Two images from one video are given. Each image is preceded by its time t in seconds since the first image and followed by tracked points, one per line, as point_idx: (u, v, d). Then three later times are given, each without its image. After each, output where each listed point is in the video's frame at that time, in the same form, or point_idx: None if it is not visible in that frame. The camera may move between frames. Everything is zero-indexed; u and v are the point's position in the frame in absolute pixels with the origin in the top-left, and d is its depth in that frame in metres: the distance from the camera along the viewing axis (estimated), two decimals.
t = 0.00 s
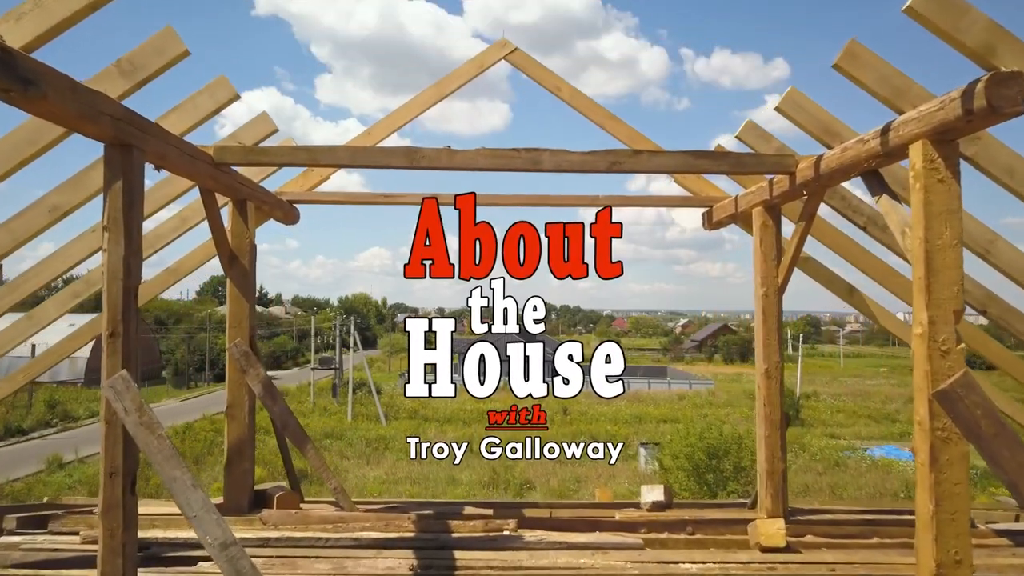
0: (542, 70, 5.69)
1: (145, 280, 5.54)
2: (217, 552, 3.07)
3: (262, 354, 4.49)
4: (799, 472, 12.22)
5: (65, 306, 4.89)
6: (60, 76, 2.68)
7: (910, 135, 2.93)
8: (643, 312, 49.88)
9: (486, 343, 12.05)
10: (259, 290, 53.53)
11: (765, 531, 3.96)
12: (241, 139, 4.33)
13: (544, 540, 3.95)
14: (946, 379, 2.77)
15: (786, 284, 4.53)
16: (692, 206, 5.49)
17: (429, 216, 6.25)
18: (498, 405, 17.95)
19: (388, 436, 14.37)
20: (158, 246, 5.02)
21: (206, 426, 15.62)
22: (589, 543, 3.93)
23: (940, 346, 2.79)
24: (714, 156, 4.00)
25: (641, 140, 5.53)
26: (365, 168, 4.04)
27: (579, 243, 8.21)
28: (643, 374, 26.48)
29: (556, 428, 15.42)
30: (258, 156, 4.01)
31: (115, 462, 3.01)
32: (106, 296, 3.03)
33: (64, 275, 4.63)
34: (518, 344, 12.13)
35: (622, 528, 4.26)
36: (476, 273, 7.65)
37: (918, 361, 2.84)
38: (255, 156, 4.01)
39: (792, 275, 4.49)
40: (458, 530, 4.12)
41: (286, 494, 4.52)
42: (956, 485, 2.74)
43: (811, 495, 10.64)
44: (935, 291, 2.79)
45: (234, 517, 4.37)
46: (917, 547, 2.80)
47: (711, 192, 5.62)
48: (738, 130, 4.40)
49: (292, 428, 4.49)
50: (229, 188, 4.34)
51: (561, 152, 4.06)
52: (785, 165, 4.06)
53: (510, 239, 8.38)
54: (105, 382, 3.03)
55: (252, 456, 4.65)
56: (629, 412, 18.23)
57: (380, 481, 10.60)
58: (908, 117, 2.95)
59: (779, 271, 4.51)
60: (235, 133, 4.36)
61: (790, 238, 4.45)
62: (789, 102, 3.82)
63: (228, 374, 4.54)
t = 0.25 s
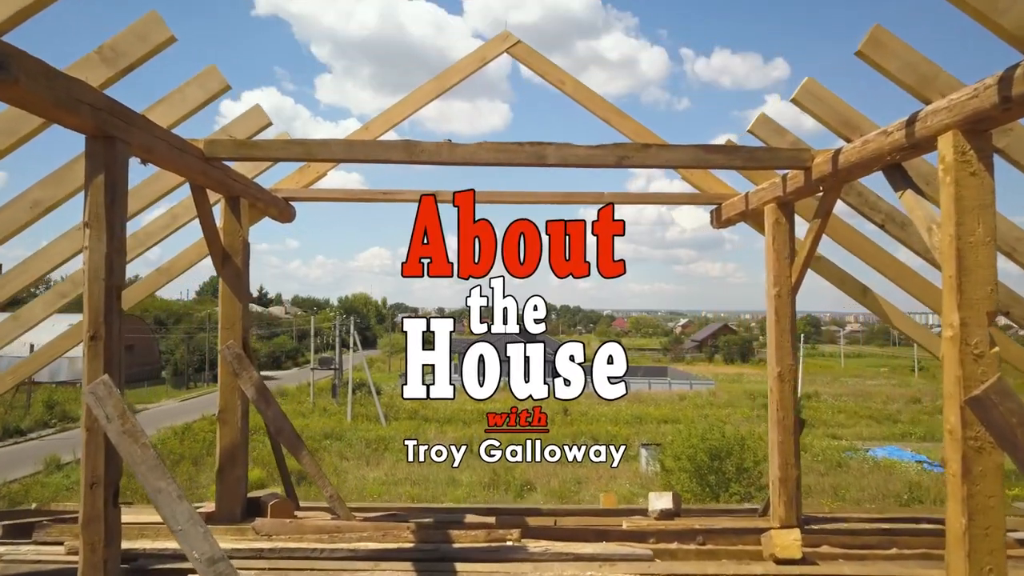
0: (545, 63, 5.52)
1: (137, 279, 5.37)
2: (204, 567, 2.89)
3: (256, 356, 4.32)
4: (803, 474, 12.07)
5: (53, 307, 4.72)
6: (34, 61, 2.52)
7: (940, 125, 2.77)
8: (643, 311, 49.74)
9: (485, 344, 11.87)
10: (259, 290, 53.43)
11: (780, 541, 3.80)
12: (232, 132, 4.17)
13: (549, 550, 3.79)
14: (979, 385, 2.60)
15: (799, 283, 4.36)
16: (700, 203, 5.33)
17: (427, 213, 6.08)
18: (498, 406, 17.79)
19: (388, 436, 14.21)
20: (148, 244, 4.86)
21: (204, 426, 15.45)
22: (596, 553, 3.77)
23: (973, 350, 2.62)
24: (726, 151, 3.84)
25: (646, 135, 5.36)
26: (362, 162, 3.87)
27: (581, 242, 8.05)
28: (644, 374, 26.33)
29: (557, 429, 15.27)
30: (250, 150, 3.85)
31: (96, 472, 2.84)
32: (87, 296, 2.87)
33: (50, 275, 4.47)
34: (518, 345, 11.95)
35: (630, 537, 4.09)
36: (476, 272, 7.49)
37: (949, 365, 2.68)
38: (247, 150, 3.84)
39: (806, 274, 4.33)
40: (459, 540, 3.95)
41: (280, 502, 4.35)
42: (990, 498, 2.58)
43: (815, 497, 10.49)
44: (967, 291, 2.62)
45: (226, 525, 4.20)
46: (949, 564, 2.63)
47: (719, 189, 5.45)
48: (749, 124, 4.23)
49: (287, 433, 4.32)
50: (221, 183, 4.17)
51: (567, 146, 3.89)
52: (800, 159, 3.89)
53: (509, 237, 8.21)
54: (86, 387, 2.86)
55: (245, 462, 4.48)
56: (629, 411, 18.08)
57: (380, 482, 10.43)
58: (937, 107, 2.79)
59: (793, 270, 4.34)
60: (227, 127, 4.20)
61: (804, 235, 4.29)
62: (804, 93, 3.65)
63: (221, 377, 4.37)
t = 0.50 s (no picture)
0: (547, 57, 5.38)
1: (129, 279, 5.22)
2: None
3: (249, 359, 4.16)
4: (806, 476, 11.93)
5: (39, 308, 4.57)
6: (8, 48, 2.37)
7: (968, 116, 2.62)
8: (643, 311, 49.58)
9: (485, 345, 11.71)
10: (259, 290, 53.25)
11: (794, 552, 3.65)
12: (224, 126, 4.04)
13: (553, 561, 3.64)
14: (1012, 392, 2.45)
15: (812, 283, 4.21)
16: (708, 201, 5.18)
17: (426, 210, 5.93)
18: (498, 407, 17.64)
19: (388, 437, 14.05)
20: (139, 243, 4.72)
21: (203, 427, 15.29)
22: (603, 564, 3.63)
23: (1006, 354, 2.47)
24: (737, 145, 3.69)
25: (651, 130, 5.20)
26: (359, 157, 3.73)
27: (582, 240, 7.89)
28: (645, 374, 26.17)
29: (558, 429, 15.12)
30: (243, 144, 3.70)
31: (77, 483, 2.69)
32: (69, 297, 2.72)
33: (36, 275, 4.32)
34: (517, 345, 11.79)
35: (636, 547, 3.94)
36: (475, 271, 7.33)
37: (979, 370, 2.53)
38: (239, 144, 3.69)
39: (819, 274, 4.18)
40: (460, 550, 3.79)
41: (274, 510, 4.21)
42: None
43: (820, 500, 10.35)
44: (999, 292, 2.48)
45: (219, 534, 4.06)
46: None
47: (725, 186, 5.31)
48: (760, 118, 4.09)
49: (282, 438, 4.17)
50: (213, 178, 4.02)
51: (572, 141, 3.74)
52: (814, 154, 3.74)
53: (509, 235, 8.05)
54: (67, 392, 2.71)
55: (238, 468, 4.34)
56: (630, 412, 17.93)
57: (379, 483, 10.29)
58: (965, 97, 2.64)
59: (806, 269, 4.19)
60: (218, 121, 4.06)
61: (817, 234, 4.14)
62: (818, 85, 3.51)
63: (213, 380, 4.22)
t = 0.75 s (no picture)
0: (550, 50, 5.21)
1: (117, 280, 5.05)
2: None
3: (241, 362, 4.00)
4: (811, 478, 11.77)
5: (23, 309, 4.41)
6: None
7: (1003, 105, 2.46)
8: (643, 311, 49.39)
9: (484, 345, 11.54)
10: (258, 290, 53.08)
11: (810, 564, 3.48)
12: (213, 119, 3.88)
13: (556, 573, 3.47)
14: None
15: (826, 283, 4.05)
16: (716, 198, 5.01)
17: (424, 208, 5.76)
18: (498, 408, 17.48)
19: (387, 438, 13.88)
20: (128, 241, 4.55)
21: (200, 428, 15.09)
22: None
23: None
24: (750, 138, 3.53)
25: (657, 125, 5.03)
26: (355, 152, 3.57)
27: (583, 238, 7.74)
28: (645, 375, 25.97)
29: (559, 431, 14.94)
30: (234, 137, 3.54)
31: (52, 496, 2.52)
32: (44, 297, 2.55)
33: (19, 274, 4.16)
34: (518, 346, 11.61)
35: (643, 558, 3.77)
36: (474, 270, 7.17)
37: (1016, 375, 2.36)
38: (231, 138, 3.53)
39: (834, 273, 4.01)
40: (460, 563, 3.62)
41: (267, 519, 4.04)
42: None
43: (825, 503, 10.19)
44: None
45: (209, 544, 3.89)
46: None
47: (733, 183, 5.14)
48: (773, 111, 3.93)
49: (274, 445, 4.00)
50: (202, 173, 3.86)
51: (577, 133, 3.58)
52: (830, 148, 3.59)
53: (509, 233, 7.89)
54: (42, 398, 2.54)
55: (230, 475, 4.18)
56: (631, 412, 17.75)
57: (379, 484, 10.12)
58: (998, 84, 2.48)
59: (821, 268, 4.03)
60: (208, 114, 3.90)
61: (832, 232, 3.98)
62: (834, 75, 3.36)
63: (204, 384, 4.06)
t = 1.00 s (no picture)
0: (552, 43, 5.06)
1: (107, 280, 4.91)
2: None
3: (233, 365, 3.86)
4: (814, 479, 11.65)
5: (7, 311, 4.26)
6: None
7: None
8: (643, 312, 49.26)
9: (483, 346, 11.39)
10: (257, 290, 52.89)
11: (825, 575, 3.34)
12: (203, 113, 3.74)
13: None
14: None
15: (840, 284, 3.90)
16: (723, 195, 4.86)
17: (422, 205, 5.62)
18: (498, 408, 17.32)
19: (387, 439, 13.72)
20: (117, 240, 4.41)
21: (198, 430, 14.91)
22: None
23: None
24: (763, 133, 3.38)
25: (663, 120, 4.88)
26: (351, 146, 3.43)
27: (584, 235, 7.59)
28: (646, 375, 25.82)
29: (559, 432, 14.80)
30: (225, 131, 3.40)
31: (27, 509, 2.38)
32: (19, 298, 2.41)
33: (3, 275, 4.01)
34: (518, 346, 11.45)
35: (650, 568, 3.63)
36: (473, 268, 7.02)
37: None
38: (221, 132, 3.39)
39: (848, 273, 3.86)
40: (460, 574, 3.48)
41: (260, 528, 3.90)
42: None
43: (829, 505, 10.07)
44: None
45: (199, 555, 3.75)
46: None
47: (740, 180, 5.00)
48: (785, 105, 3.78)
49: (268, 450, 3.84)
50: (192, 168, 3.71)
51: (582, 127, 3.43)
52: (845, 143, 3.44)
53: (508, 231, 7.74)
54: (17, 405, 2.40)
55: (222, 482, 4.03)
56: (631, 412, 17.61)
57: (378, 485, 9.96)
58: None
59: (836, 268, 3.87)
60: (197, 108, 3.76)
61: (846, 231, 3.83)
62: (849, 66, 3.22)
63: (195, 388, 3.91)
